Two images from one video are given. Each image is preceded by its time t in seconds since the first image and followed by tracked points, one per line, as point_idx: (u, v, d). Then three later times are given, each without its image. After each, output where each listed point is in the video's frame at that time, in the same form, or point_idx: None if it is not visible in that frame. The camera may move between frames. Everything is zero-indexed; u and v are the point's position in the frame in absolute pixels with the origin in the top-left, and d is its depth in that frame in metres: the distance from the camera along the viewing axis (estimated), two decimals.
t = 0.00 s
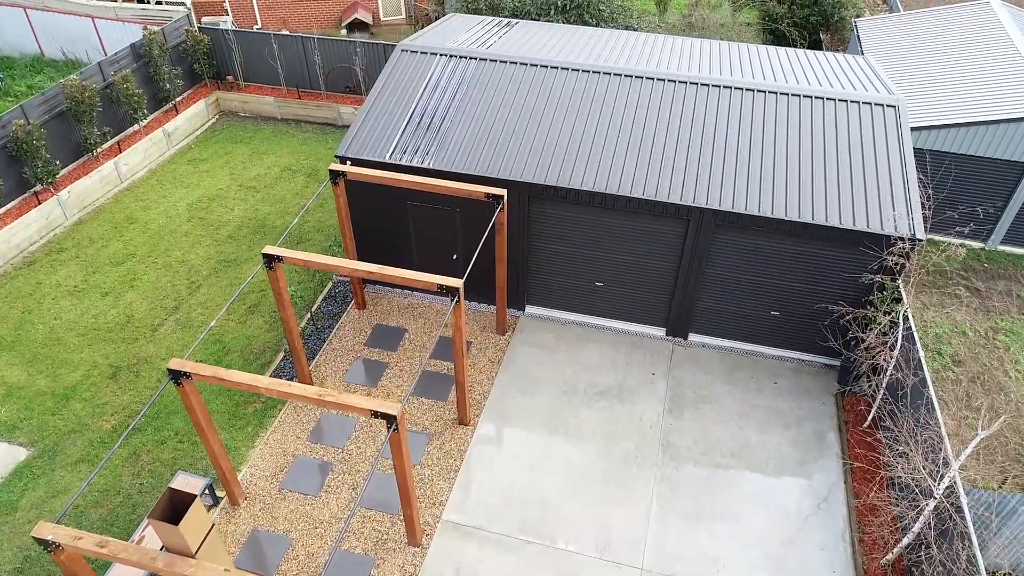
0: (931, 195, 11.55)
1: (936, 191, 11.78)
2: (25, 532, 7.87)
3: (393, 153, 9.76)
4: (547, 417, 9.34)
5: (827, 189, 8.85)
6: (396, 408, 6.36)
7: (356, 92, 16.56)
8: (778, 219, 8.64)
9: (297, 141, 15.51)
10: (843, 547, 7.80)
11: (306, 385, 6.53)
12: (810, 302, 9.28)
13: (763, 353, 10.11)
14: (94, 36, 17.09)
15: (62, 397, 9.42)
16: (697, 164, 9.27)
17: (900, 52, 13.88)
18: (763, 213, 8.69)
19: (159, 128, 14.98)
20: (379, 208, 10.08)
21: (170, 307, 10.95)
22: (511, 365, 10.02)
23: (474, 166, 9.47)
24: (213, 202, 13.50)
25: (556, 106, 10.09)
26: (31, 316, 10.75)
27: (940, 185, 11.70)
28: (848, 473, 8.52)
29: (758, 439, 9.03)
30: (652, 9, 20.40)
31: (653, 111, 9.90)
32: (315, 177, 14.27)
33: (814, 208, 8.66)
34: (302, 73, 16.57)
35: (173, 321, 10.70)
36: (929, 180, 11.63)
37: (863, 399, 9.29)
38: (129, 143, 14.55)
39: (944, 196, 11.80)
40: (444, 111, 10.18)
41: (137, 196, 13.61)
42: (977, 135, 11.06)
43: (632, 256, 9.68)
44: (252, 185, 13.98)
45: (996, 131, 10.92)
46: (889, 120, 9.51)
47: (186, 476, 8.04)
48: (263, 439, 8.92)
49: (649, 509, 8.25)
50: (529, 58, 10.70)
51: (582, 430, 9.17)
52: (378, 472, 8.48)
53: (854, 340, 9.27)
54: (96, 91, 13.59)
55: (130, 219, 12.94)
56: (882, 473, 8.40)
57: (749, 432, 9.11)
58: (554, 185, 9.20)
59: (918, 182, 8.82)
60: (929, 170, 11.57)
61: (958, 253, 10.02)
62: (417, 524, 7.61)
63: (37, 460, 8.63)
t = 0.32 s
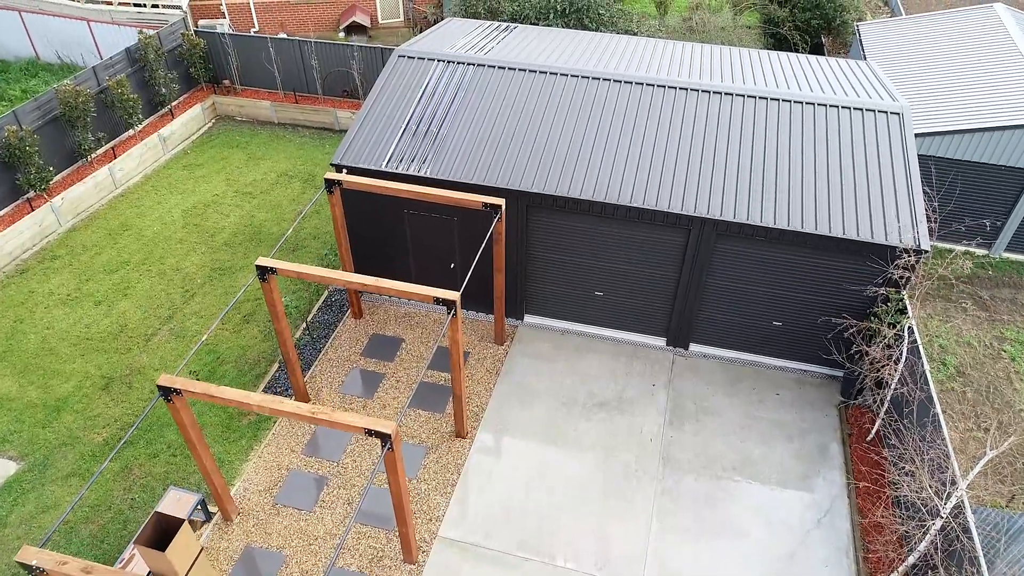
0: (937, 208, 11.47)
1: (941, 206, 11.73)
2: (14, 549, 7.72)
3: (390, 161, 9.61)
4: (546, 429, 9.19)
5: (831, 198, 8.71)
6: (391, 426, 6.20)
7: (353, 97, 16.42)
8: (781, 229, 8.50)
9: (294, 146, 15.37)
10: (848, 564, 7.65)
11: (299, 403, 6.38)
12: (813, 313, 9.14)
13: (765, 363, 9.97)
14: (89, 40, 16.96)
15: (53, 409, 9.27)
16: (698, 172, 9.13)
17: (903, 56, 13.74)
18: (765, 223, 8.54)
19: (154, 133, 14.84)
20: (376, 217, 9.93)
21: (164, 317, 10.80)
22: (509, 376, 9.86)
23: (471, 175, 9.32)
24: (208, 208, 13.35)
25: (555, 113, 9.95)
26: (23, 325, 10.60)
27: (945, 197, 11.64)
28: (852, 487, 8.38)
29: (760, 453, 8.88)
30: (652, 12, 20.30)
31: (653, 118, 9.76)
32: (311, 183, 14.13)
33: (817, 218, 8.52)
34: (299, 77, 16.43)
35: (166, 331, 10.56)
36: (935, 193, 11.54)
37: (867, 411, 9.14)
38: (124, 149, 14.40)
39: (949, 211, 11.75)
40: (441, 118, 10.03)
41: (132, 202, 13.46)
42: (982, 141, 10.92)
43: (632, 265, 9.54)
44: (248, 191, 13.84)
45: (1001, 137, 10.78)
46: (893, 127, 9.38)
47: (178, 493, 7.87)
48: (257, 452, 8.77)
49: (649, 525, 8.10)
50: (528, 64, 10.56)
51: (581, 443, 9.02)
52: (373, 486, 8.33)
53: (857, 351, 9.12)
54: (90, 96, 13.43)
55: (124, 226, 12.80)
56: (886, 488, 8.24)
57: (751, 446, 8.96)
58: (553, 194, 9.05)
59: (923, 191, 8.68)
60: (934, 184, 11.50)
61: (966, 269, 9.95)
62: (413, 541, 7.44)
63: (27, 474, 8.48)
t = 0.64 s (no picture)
0: (943, 222, 11.37)
1: (947, 219, 11.65)
2: (4, 566, 7.58)
3: (387, 169, 9.48)
4: (546, 442, 9.05)
5: (835, 208, 8.58)
6: (387, 446, 6.07)
7: (351, 101, 16.29)
8: (784, 240, 8.37)
9: (292, 151, 15.25)
10: None
11: (293, 420, 6.24)
12: (817, 323, 9.01)
13: (767, 374, 9.85)
14: (85, 43, 16.83)
15: (45, 422, 9.14)
16: (699, 181, 9.00)
17: (907, 61, 13.60)
18: (768, 234, 8.41)
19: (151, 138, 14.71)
20: (373, 226, 9.80)
21: (159, 326, 10.68)
22: (509, 387, 9.73)
23: (470, 184, 9.19)
24: (205, 214, 13.23)
25: (555, 120, 9.82)
26: (17, 335, 10.48)
27: (950, 209, 11.51)
28: (856, 502, 8.24)
29: (762, 466, 8.75)
30: (652, 15, 20.17)
31: (655, 126, 9.63)
32: (309, 189, 14.01)
33: (820, 229, 8.39)
34: (297, 81, 16.30)
35: (161, 341, 10.42)
36: (941, 208, 11.43)
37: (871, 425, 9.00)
38: (120, 154, 14.28)
39: (955, 224, 11.69)
40: (439, 125, 9.90)
41: (128, 209, 13.34)
42: (987, 148, 10.79)
43: (632, 275, 9.41)
44: (245, 197, 13.71)
45: (1006, 145, 10.65)
46: (897, 136, 9.26)
47: (170, 509, 7.73)
48: (252, 466, 8.65)
49: (651, 541, 7.96)
50: (528, 71, 10.43)
51: (582, 456, 8.89)
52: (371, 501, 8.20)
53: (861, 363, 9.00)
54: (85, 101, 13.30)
55: (120, 233, 12.67)
56: (890, 504, 8.11)
57: (753, 459, 8.83)
58: (552, 203, 8.92)
59: (928, 202, 8.55)
60: (939, 198, 11.39)
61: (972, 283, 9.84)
62: (410, 560, 7.31)
63: (18, 489, 8.35)
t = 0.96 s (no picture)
0: (952, 236, 11.28)
1: (955, 234, 11.55)
2: None
3: (386, 177, 9.34)
4: (546, 455, 8.91)
5: (840, 217, 8.45)
6: (385, 465, 5.93)
7: (349, 105, 16.14)
8: (788, 251, 8.23)
9: (291, 156, 15.12)
10: None
11: (288, 438, 6.12)
12: (822, 334, 8.88)
13: (771, 385, 9.73)
14: (83, 47, 16.72)
15: (39, 434, 9.00)
16: (702, 190, 8.86)
17: (911, 66, 13.46)
18: (773, 244, 8.27)
19: (148, 143, 14.58)
20: (372, 235, 9.67)
21: (155, 336, 10.54)
22: (509, 398, 9.59)
23: (469, 193, 9.05)
24: (202, 221, 13.10)
25: (556, 127, 9.68)
26: (11, 344, 10.35)
27: (957, 217, 11.36)
28: (863, 517, 8.09)
29: (766, 479, 8.61)
30: (653, 18, 20.07)
31: (657, 133, 9.49)
32: (307, 195, 13.87)
33: (825, 239, 8.26)
34: (295, 85, 16.17)
35: (156, 351, 10.29)
36: (949, 221, 11.36)
37: (877, 438, 8.87)
38: (117, 159, 14.14)
39: (963, 239, 11.57)
40: (438, 132, 9.77)
41: (124, 215, 13.20)
42: (994, 154, 10.64)
43: (634, 285, 9.27)
44: (242, 203, 13.57)
45: (1014, 152, 10.52)
46: (903, 144, 9.13)
47: (165, 524, 7.59)
48: (248, 479, 8.51)
49: (653, 557, 7.82)
50: (528, 77, 10.29)
51: (583, 469, 8.75)
52: (369, 516, 8.06)
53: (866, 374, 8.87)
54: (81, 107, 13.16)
55: (116, 240, 12.54)
56: (897, 518, 7.97)
57: (758, 472, 8.70)
58: (553, 213, 8.78)
59: (934, 211, 8.41)
60: (948, 210, 11.31)
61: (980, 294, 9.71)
62: None
63: (11, 503, 8.21)
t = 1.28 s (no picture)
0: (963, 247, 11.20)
1: (966, 244, 11.46)
2: None
3: (384, 184, 9.20)
4: (546, 466, 8.78)
5: (845, 225, 8.31)
6: (382, 484, 5.81)
7: (348, 108, 16.01)
8: (792, 260, 8.09)
9: (289, 160, 14.99)
10: None
11: (283, 455, 5.99)
12: (826, 344, 8.75)
13: (774, 394, 9.61)
14: (78, 49, 16.58)
15: (31, 445, 8.86)
16: (705, 197, 8.73)
17: (916, 68, 13.34)
18: (777, 253, 8.14)
19: (144, 147, 14.45)
20: (370, 242, 9.55)
21: (150, 344, 10.40)
22: (509, 408, 9.46)
23: (469, 200, 8.91)
24: (199, 226, 12.96)
25: (556, 133, 9.55)
26: (4, 352, 10.21)
27: (965, 224, 11.26)
28: (868, 530, 7.96)
29: (769, 490, 8.49)
30: (653, 19, 19.97)
31: (659, 138, 9.35)
32: (305, 199, 13.74)
33: (830, 248, 8.12)
34: (293, 88, 16.04)
35: (152, 359, 10.15)
36: (960, 232, 11.28)
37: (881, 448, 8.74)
38: (112, 163, 14.01)
39: (974, 249, 11.49)
40: (437, 138, 9.63)
41: (120, 220, 13.07)
42: (1001, 158, 10.51)
43: (635, 293, 9.14)
44: (240, 208, 13.44)
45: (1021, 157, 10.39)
46: (909, 150, 8.99)
47: (160, 539, 7.43)
48: (243, 492, 8.37)
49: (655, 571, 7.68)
50: (528, 81, 10.16)
51: (583, 481, 8.61)
52: (366, 528, 7.93)
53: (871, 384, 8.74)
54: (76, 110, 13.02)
55: (111, 245, 12.41)
56: (902, 531, 7.85)
57: (761, 483, 8.57)
58: (553, 220, 8.64)
59: (941, 219, 8.27)
60: (959, 221, 11.22)
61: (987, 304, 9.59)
62: None
63: (2, 516, 8.07)
